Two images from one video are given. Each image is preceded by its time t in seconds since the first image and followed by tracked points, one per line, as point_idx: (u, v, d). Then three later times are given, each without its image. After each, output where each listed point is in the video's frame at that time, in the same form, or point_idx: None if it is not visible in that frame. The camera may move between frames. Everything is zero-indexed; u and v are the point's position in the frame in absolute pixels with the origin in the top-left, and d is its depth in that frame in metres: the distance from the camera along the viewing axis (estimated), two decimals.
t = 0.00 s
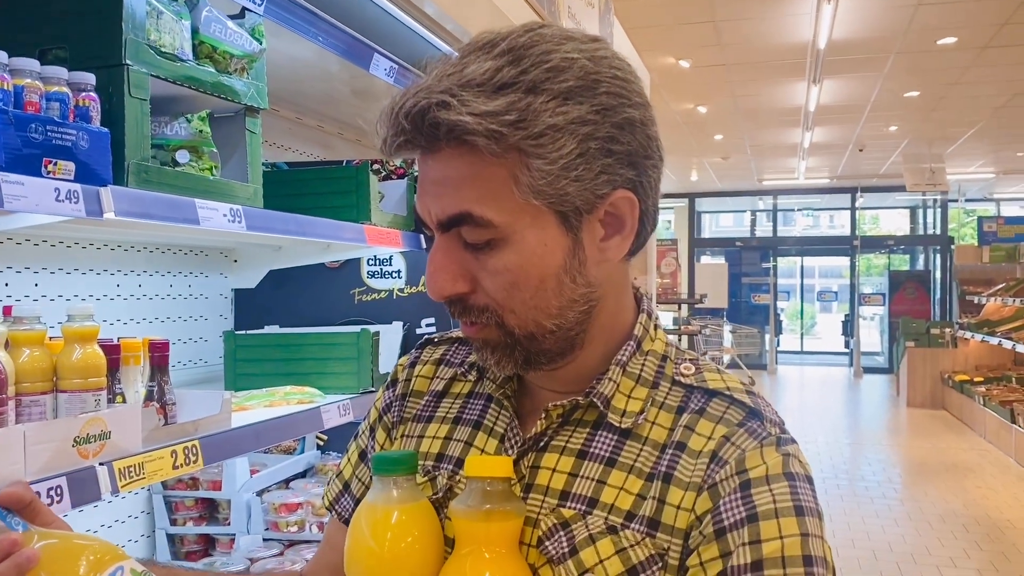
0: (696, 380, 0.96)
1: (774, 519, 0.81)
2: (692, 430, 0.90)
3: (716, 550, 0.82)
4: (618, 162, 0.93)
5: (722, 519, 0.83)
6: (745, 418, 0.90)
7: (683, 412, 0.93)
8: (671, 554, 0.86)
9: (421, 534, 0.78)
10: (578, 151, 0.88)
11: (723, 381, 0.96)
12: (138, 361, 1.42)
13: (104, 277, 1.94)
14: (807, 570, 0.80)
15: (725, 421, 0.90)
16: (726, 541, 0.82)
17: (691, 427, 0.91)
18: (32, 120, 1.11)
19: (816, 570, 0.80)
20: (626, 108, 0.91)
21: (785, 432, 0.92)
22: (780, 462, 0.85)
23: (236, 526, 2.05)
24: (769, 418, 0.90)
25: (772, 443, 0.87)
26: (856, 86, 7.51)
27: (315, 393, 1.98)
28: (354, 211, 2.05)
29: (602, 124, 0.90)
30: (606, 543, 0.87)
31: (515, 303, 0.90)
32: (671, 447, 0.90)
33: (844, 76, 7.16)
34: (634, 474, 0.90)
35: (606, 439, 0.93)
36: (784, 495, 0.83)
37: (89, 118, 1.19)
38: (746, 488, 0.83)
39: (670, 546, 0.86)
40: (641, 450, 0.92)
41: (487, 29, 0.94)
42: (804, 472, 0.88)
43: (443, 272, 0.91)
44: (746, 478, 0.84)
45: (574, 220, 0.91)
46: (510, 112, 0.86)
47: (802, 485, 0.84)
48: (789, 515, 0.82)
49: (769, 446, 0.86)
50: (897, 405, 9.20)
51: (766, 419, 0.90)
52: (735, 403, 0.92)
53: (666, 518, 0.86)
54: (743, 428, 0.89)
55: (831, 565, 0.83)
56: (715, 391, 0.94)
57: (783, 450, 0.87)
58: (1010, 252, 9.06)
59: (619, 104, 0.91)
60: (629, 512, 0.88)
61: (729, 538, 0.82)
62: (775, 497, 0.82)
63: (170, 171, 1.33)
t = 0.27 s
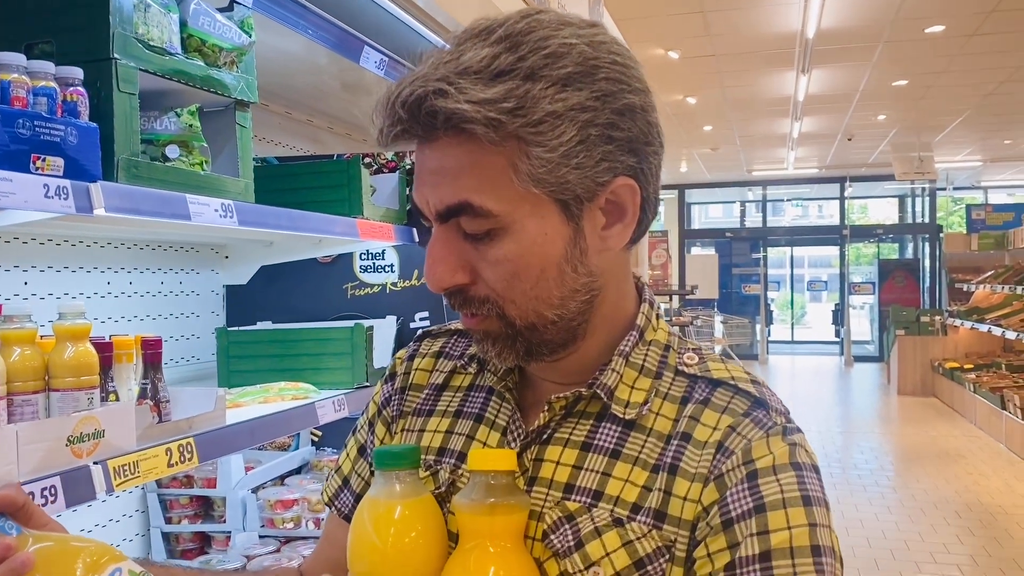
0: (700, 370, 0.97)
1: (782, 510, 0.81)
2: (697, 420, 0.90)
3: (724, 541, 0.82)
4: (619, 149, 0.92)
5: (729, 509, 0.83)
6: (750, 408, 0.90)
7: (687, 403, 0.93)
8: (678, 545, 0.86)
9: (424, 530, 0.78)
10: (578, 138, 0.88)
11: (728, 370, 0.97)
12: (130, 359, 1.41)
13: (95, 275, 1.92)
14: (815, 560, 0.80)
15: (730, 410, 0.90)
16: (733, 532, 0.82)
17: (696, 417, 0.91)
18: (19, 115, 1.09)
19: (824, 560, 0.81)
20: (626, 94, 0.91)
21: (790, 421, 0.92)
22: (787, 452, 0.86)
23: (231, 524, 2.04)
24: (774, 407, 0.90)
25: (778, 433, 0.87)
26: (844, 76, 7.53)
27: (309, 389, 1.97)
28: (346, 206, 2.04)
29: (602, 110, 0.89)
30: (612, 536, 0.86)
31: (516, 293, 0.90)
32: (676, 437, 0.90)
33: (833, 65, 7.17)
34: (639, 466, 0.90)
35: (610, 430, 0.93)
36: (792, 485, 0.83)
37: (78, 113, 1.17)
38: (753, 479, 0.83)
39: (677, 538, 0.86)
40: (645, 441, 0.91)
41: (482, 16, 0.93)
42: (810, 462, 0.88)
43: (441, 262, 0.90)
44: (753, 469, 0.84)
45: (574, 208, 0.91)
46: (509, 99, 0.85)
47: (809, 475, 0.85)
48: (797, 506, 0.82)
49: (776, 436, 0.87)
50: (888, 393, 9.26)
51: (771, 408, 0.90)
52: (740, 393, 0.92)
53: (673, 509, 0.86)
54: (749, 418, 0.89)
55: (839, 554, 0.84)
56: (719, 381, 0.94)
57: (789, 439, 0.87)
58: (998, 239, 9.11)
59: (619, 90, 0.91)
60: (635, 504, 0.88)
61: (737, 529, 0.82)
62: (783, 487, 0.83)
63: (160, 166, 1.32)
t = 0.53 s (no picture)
0: (708, 357, 0.96)
1: (795, 497, 0.82)
2: (707, 408, 0.90)
3: (737, 529, 0.83)
4: (625, 134, 0.92)
5: (741, 497, 0.83)
6: (760, 395, 0.90)
7: (696, 390, 0.93)
8: (690, 535, 0.86)
9: (432, 524, 0.77)
10: (584, 123, 0.88)
11: (736, 357, 0.96)
12: (123, 355, 1.39)
13: (84, 271, 1.90)
14: (830, 547, 0.81)
15: (740, 398, 0.90)
16: (746, 520, 0.82)
17: (705, 405, 0.90)
18: (6, 109, 1.07)
19: (839, 549, 0.81)
20: (631, 78, 0.91)
21: (800, 408, 0.92)
22: (798, 438, 0.86)
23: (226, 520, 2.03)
24: (784, 394, 0.90)
25: (789, 420, 0.87)
26: (831, 64, 7.55)
27: (303, 384, 1.96)
28: (338, 199, 2.02)
29: (608, 94, 0.89)
30: (623, 526, 0.86)
31: (522, 282, 0.89)
32: (686, 426, 0.90)
33: (820, 53, 7.18)
34: (649, 455, 0.89)
35: (618, 420, 0.92)
36: (804, 472, 0.83)
37: (66, 107, 1.16)
38: (765, 466, 0.83)
39: (689, 527, 0.86)
40: (655, 430, 0.91)
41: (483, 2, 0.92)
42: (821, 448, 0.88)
43: (447, 254, 0.90)
44: (765, 456, 0.84)
45: (581, 194, 0.90)
46: (513, 84, 0.85)
47: (821, 461, 0.85)
48: (809, 492, 0.82)
49: (787, 423, 0.87)
50: (877, 380, 9.33)
51: (782, 395, 0.90)
52: (749, 379, 0.92)
53: (685, 499, 0.86)
54: (760, 405, 0.89)
55: (851, 540, 0.84)
56: (728, 368, 0.94)
57: (800, 426, 0.87)
58: (985, 226, 9.17)
59: (624, 74, 0.90)
60: (646, 493, 0.88)
61: (750, 517, 0.82)
62: (796, 473, 0.83)
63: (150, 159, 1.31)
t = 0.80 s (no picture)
0: (722, 345, 0.98)
1: (816, 483, 0.84)
2: (723, 396, 0.92)
3: (759, 516, 0.85)
4: (640, 123, 0.94)
5: (763, 484, 0.85)
6: (776, 381, 0.92)
7: (711, 378, 0.95)
8: (712, 522, 0.88)
9: (453, 515, 0.81)
10: (599, 112, 0.90)
11: (750, 345, 0.98)
12: (117, 352, 1.39)
13: (73, 268, 1.88)
14: (851, 532, 0.83)
15: (757, 384, 0.92)
16: (768, 506, 0.85)
17: (722, 393, 0.92)
18: None
19: (860, 533, 0.83)
20: (647, 66, 0.92)
21: (817, 393, 0.94)
22: (816, 425, 0.88)
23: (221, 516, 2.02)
24: (801, 379, 0.92)
25: (807, 406, 0.89)
26: (812, 53, 7.61)
27: (297, 378, 1.96)
28: (328, 191, 2.01)
29: (623, 83, 0.91)
30: (645, 515, 0.89)
31: (535, 270, 0.92)
32: (703, 414, 0.92)
33: (801, 43, 7.23)
34: (668, 444, 0.92)
35: (635, 410, 0.95)
36: (823, 458, 0.85)
37: (57, 101, 1.14)
38: (785, 452, 0.85)
39: (711, 516, 0.88)
40: (672, 419, 0.93)
41: None
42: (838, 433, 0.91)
43: (459, 241, 0.93)
44: (784, 443, 0.86)
45: (595, 183, 0.93)
46: (529, 71, 0.86)
47: (838, 446, 0.87)
48: (830, 478, 0.84)
49: (805, 409, 0.89)
50: (860, 367, 9.44)
51: (798, 380, 0.92)
52: (765, 365, 0.94)
53: (705, 487, 0.88)
54: (777, 392, 0.90)
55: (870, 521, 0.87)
56: (743, 355, 0.96)
57: (818, 411, 0.89)
58: (964, 212, 9.29)
59: (640, 62, 0.92)
60: (666, 482, 0.90)
61: (772, 504, 0.85)
62: (815, 459, 0.85)
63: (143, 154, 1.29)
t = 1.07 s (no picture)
0: (757, 343, 1.01)
1: (856, 477, 0.86)
2: (761, 393, 0.95)
3: (799, 511, 0.88)
4: (675, 133, 0.98)
5: (804, 479, 0.88)
6: (813, 377, 0.95)
7: (748, 375, 0.98)
8: (754, 517, 0.91)
9: (493, 515, 0.83)
10: (635, 124, 0.93)
11: (784, 342, 1.01)
12: (126, 353, 1.37)
13: (70, 269, 1.86)
14: (893, 526, 0.85)
15: (793, 381, 0.95)
16: (809, 502, 0.87)
17: (759, 390, 0.95)
18: (7, 105, 1.05)
19: (901, 527, 0.85)
20: (682, 79, 0.96)
21: (852, 389, 0.96)
22: (854, 420, 0.90)
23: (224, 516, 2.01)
24: (837, 375, 0.94)
25: (844, 401, 0.92)
26: (794, 45, 7.65)
27: (299, 376, 1.95)
28: (327, 187, 2.00)
29: (659, 94, 0.94)
30: (687, 512, 0.93)
31: (567, 276, 0.96)
32: (740, 411, 0.95)
33: (785, 35, 7.28)
34: (706, 442, 0.95)
35: (672, 408, 0.98)
36: (863, 453, 0.87)
37: (65, 102, 1.13)
38: (825, 448, 0.88)
39: (752, 511, 0.91)
40: (709, 417, 0.96)
41: None
42: (875, 428, 0.93)
43: (492, 246, 0.98)
44: (823, 438, 0.89)
45: (628, 192, 0.97)
46: (566, 83, 0.89)
47: (877, 441, 0.89)
48: (870, 473, 0.86)
49: (842, 404, 0.91)
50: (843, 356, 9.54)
51: (834, 376, 0.94)
52: (801, 362, 0.96)
53: (745, 483, 0.92)
54: (814, 388, 0.93)
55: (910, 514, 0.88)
56: (778, 352, 0.98)
57: (856, 407, 0.91)
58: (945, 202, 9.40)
59: (677, 71, 0.95)
60: (707, 479, 0.93)
61: (812, 498, 0.87)
62: (855, 454, 0.87)
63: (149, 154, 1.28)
